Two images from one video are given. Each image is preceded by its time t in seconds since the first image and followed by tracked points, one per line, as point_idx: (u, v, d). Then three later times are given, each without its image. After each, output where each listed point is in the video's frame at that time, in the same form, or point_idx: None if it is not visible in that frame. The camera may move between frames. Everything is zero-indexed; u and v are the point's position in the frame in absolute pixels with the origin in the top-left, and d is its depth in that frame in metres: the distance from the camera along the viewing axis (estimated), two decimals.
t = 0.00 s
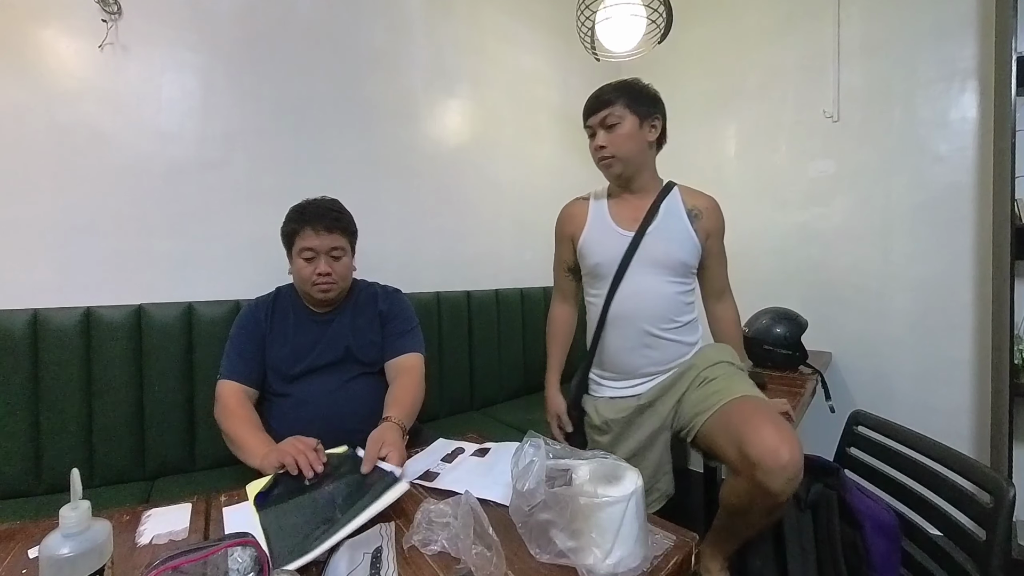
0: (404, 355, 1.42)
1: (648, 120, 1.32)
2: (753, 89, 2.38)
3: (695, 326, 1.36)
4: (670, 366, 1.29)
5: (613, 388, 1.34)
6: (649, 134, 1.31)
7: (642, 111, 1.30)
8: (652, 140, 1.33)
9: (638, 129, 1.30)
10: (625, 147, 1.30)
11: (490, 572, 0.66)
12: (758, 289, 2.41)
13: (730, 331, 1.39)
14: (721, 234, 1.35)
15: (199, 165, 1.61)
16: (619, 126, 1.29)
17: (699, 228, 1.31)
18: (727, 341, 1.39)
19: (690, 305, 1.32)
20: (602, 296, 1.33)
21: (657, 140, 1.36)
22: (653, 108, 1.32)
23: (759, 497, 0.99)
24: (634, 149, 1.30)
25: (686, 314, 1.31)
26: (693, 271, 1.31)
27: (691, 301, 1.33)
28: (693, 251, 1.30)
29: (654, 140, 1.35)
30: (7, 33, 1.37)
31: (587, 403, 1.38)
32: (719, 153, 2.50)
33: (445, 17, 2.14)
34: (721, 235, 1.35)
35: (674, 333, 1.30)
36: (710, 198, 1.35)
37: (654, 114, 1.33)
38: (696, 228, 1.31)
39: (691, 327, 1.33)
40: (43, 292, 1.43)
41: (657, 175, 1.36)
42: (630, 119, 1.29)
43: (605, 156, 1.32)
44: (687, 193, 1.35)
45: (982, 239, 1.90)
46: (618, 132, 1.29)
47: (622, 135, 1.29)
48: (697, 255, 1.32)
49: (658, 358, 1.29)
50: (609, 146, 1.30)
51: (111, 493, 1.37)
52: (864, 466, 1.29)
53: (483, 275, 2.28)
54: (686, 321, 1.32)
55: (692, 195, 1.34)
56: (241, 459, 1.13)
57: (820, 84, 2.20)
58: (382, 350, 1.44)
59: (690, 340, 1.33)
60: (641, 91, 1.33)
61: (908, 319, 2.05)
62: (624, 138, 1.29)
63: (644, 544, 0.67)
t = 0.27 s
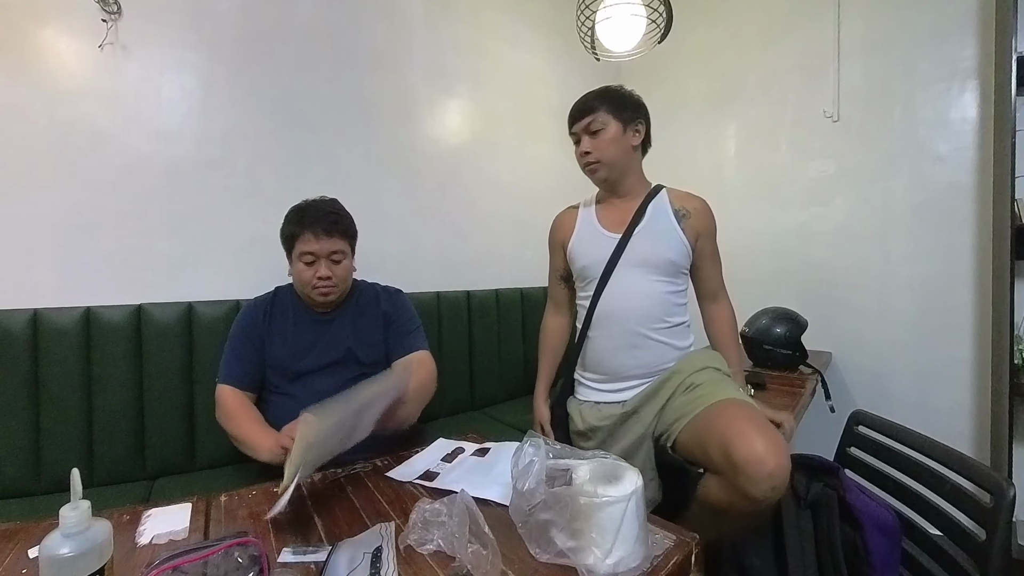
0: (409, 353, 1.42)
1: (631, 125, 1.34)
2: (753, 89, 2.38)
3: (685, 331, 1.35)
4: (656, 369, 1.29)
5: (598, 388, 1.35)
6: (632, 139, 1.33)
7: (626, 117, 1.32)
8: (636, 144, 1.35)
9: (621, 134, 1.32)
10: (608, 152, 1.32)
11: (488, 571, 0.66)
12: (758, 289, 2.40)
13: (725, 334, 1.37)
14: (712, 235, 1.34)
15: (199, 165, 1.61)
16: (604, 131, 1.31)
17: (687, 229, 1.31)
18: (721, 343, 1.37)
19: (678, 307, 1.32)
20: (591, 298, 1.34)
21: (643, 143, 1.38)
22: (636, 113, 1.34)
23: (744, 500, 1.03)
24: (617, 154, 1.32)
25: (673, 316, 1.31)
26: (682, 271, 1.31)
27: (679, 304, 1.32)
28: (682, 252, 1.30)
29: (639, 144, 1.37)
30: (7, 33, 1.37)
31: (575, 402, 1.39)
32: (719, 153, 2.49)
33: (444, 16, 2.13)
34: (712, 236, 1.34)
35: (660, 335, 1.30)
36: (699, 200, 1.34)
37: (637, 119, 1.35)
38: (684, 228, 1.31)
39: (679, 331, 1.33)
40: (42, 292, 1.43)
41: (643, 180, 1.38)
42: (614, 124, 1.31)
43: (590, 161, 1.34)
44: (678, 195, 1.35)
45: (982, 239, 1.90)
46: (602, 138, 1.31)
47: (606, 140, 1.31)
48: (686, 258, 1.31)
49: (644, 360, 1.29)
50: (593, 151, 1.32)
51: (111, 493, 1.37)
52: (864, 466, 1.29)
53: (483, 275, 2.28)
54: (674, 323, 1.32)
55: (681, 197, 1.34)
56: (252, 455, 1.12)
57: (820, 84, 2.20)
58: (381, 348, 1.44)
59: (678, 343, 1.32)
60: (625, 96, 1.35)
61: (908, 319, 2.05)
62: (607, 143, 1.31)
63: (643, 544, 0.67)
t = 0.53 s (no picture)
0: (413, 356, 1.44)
1: (618, 120, 1.31)
2: (753, 88, 2.38)
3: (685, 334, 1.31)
4: (653, 375, 1.25)
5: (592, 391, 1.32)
6: (620, 134, 1.30)
7: (611, 112, 1.30)
8: (624, 139, 1.32)
9: (608, 129, 1.29)
10: (595, 148, 1.29)
11: (487, 571, 0.66)
12: (758, 289, 2.40)
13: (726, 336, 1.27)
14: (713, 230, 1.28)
15: (199, 164, 1.61)
16: (588, 128, 1.28)
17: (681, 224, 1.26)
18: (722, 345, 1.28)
19: (676, 309, 1.27)
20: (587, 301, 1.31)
21: (631, 139, 1.35)
22: (622, 108, 1.32)
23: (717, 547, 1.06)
24: (605, 150, 1.29)
25: (671, 319, 1.26)
26: (680, 271, 1.27)
27: (676, 306, 1.27)
28: (677, 251, 1.25)
29: (627, 140, 1.33)
30: (6, 33, 1.37)
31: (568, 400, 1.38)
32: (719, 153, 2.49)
33: (444, 16, 2.13)
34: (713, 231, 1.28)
35: (657, 340, 1.25)
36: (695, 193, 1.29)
37: (623, 114, 1.32)
38: (678, 223, 1.26)
39: (678, 334, 1.28)
40: (42, 292, 1.43)
41: (635, 176, 1.34)
42: (598, 120, 1.28)
43: (577, 158, 1.31)
44: (672, 190, 1.31)
45: (982, 239, 1.90)
46: (588, 134, 1.28)
47: (592, 136, 1.28)
48: (682, 257, 1.27)
49: (639, 367, 1.25)
50: (580, 148, 1.29)
51: (111, 493, 1.37)
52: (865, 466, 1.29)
53: (483, 275, 2.28)
54: (672, 327, 1.27)
55: (676, 192, 1.29)
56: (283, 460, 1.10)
57: (820, 83, 2.20)
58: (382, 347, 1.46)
59: (676, 347, 1.27)
60: (610, 92, 1.32)
61: (908, 319, 2.05)
62: (593, 140, 1.28)
63: (643, 544, 0.67)
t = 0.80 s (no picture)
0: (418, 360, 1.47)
1: (613, 112, 1.11)
2: (753, 88, 2.38)
3: (686, 345, 1.12)
4: (646, 394, 1.08)
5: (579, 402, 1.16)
6: (615, 129, 1.10)
7: (605, 104, 1.10)
8: (619, 135, 1.12)
9: (601, 124, 1.09)
10: (586, 145, 1.10)
11: (487, 571, 0.66)
12: (758, 289, 2.40)
13: (720, 343, 1.10)
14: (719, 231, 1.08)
15: (199, 164, 1.61)
16: (579, 123, 1.09)
17: (677, 225, 1.06)
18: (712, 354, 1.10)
19: (673, 319, 1.09)
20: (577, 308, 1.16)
21: (629, 133, 1.15)
22: (618, 99, 1.12)
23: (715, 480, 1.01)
24: (596, 148, 1.10)
25: (668, 331, 1.08)
26: (679, 275, 1.08)
27: (675, 316, 1.09)
28: (674, 255, 1.06)
29: (623, 135, 1.13)
30: (6, 33, 1.37)
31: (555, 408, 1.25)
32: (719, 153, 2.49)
33: (444, 15, 2.13)
34: (719, 230, 1.08)
35: (650, 354, 1.07)
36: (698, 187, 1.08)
37: (619, 106, 1.12)
38: (675, 223, 1.06)
39: (677, 346, 1.09)
40: (42, 292, 1.43)
41: (634, 174, 1.14)
42: (590, 114, 1.09)
43: (567, 157, 1.13)
44: (671, 183, 1.10)
45: (982, 238, 1.90)
46: (577, 130, 1.09)
47: (582, 132, 1.09)
48: (680, 260, 1.08)
49: (631, 384, 1.09)
50: (569, 145, 1.11)
51: (111, 493, 1.37)
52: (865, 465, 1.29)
53: (483, 274, 2.28)
54: (670, 340, 1.08)
55: (675, 186, 1.09)
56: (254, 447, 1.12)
57: (820, 83, 2.20)
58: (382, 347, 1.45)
59: (675, 362, 1.09)
60: (605, 79, 1.12)
61: (908, 319, 2.05)
62: (584, 136, 1.09)
63: (643, 544, 0.67)
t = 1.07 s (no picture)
0: (420, 361, 1.48)
1: (622, 94, 0.92)
2: (753, 88, 2.37)
3: (675, 364, 0.95)
4: (618, 413, 0.95)
5: (555, 404, 1.06)
6: (624, 114, 0.92)
7: (613, 83, 0.92)
8: (629, 121, 0.94)
9: (608, 107, 0.91)
10: (590, 132, 0.92)
11: (487, 571, 0.66)
12: (758, 289, 2.40)
13: (718, 371, 0.89)
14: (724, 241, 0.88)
15: (199, 164, 1.61)
16: (583, 106, 0.91)
17: (665, 229, 0.88)
18: (710, 384, 0.90)
19: (657, 335, 0.92)
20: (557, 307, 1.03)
21: (639, 119, 0.97)
22: (629, 77, 0.93)
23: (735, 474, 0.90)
24: (601, 135, 0.92)
25: (649, 347, 0.92)
26: (666, 285, 0.91)
27: (660, 332, 0.92)
28: (660, 264, 0.89)
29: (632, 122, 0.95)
30: (6, 33, 1.37)
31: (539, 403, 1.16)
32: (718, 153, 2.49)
33: (444, 15, 2.13)
34: (722, 239, 0.88)
35: (626, 372, 0.92)
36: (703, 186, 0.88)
37: (630, 86, 0.93)
38: (664, 227, 0.88)
39: (661, 366, 0.93)
40: (42, 292, 1.43)
41: (641, 167, 0.96)
42: (597, 96, 0.91)
43: (567, 145, 0.95)
44: (672, 178, 0.91)
45: (982, 238, 1.90)
46: (580, 112, 0.91)
47: (586, 116, 0.91)
48: (670, 269, 0.90)
49: (602, 399, 0.96)
50: (570, 130, 0.93)
51: (111, 493, 1.38)
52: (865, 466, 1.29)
53: (483, 274, 2.28)
54: (651, 358, 0.92)
55: (675, 182, 0.90)
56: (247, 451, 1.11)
57: (820, 83, 2.20)
58: (381, 347, 1.45)
59: (656, 383, 0.93)
60: (613, 54, 0.94)
61: (908, 318, 2.05)
62: (589, 122, 0.91)
63: (643, 543, 0.67)
